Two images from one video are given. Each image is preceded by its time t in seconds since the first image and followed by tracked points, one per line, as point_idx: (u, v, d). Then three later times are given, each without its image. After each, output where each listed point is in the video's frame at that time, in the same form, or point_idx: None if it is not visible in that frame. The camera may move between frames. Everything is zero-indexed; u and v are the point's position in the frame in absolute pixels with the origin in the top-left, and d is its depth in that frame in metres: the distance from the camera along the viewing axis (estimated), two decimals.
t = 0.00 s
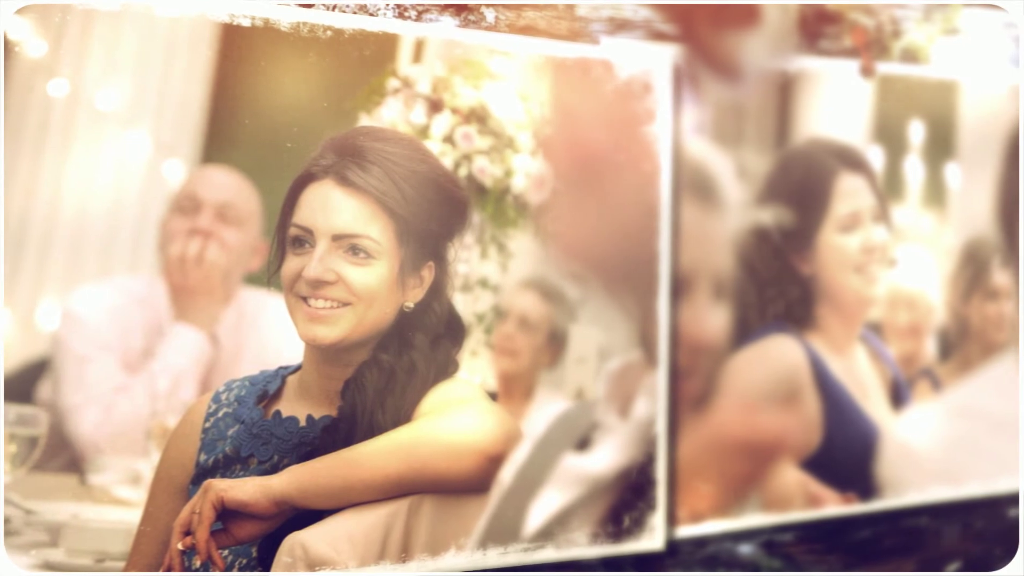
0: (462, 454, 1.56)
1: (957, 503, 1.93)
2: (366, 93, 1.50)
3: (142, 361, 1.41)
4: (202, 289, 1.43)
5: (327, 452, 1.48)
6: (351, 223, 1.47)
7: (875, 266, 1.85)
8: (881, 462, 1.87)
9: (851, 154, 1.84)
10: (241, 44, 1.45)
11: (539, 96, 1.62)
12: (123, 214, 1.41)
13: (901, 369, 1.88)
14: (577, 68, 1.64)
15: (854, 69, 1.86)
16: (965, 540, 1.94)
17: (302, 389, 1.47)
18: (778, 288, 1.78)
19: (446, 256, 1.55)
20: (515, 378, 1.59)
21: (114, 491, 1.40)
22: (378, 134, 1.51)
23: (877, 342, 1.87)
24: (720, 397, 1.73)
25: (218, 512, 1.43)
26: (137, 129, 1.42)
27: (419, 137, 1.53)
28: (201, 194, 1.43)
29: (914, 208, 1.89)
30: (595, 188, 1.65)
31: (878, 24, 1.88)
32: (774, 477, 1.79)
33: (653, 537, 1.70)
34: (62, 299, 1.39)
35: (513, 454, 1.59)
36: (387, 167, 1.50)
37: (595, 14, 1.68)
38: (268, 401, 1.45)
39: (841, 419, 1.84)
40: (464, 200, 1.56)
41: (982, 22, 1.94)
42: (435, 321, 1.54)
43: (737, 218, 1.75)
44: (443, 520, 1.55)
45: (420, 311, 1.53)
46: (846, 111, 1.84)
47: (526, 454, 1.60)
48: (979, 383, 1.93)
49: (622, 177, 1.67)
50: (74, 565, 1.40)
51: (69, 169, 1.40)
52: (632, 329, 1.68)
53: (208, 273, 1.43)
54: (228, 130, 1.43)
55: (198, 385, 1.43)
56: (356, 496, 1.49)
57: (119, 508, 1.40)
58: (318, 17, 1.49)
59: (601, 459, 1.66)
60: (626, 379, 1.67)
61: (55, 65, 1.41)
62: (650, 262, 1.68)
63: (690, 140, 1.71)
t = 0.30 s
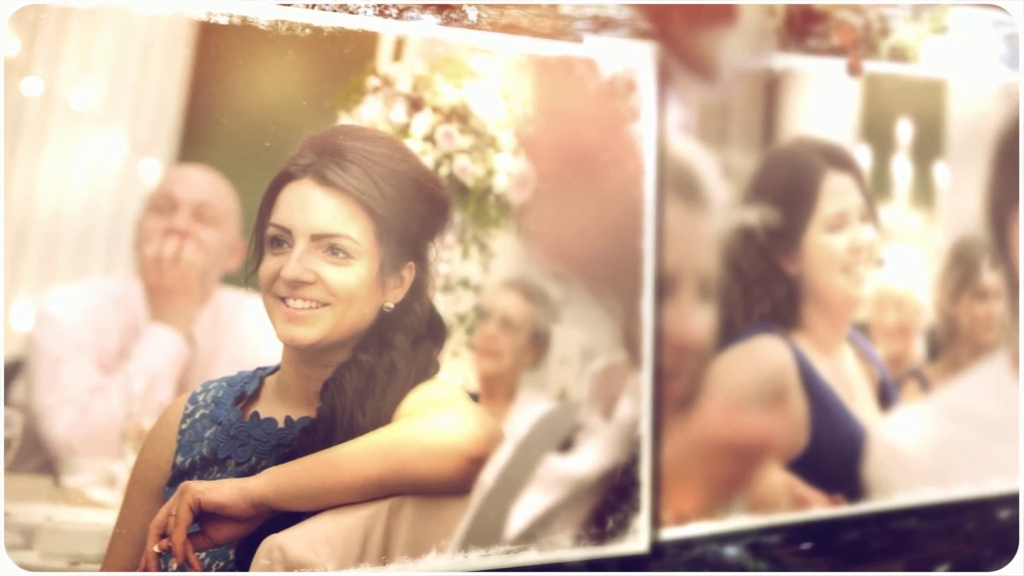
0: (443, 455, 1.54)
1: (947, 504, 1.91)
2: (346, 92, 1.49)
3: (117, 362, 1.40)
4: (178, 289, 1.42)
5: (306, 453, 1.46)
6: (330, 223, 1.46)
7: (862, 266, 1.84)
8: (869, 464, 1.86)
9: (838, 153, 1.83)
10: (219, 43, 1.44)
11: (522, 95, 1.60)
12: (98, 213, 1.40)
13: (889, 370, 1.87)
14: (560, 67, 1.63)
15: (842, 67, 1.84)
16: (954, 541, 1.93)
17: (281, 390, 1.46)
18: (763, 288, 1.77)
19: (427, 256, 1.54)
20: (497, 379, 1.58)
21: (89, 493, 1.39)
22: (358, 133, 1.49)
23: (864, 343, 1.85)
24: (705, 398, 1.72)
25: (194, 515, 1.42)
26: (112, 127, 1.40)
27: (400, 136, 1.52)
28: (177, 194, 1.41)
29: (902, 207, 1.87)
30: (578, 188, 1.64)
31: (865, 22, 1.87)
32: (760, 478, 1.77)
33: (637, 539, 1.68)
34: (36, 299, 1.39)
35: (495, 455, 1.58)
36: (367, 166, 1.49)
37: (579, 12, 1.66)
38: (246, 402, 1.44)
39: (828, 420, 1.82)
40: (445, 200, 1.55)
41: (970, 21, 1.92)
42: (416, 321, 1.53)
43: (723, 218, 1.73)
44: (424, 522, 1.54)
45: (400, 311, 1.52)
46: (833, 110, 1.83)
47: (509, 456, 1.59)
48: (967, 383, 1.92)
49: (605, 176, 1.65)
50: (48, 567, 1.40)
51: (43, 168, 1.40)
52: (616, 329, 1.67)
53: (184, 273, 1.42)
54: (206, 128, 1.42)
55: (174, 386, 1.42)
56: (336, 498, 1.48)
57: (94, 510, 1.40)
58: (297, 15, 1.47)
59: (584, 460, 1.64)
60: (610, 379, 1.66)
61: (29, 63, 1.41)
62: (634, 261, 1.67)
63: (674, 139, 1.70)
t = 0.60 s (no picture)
0: (421, 456, 1.53)
1: (933, 506, 1.90)
2: (323, 90, 1.48)
3: (90, 362, 1.39)
4: (152, 289, 1.40)
5: (282, 455, 1.45)
6: (307, 222, 1.45)
7: (847, 265, 1.83)
8: (854, 465, 1.85)
9: (823, 152, 1.81)
10: (193, 40, 1.42)
11: (502, 93, 1.59)
12: (70, 212, 1.39)
13: (875, 370, 1.86)
14: (541, 65, 1.62)
15: (827, 66, 1.83)
16: (941, 543, 1.91)
17: (256, 391, 1.44)
18: (747, 288, 1.75)
19: (405, 255, 1.52)
20: (476, 380, 1.57)
21: (62, 495, 1.38)
22: (335, 131, 1.48)
23: (849, 343, 1.84)
24: (688, 398, 1.71)
25: (169, 517, 1.41)
26: (85, 125, 1.39)
27: (377, 135, 1.50)
28: (151, 193, 1.40)
29: (887, 207, 1.86)
30: (559, 187, 1.62)
31: (851, 21, 1.86)
32: (743, 479, 1.76)
33: (619, 540, 1.67)
34: (8, 299, 1.38)
35: (474, 456, 1.57)
36: (345, 165, 1.48)
37: (561, 10, 1.65)
38: (221, 403, 1.42)
39: (813, 421, 1.81)
40: (424, 199, 1.53)
41: (957, 19, 1.91)
42: (394, 322, 1.52)
43: (705, 217, 1.72)
44: (402, 523, 1.52)
45: (378, 311, 1.50)
46: (817, 108, 1.81)
47: (488, 457, 1.58)
48: (953, 384, 1.91)
49: (586, 175, 1.64)
50: (20, 569, 1.40)
51: (15, 166, 1.39)
52: (597, 329, 1.65)
53: (158, 272, 1.40)
54: (180, 127, 1.41)
55: (148, 387, 1.41)
56: (312, 499, 1.47)
57: (66, 512, 1.39)
58: (273, 12, 1.46)
59: (565, 462, 1.63)
60: (591, 380, 1.65)
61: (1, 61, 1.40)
62: (616, 261, 1.66)
63: (657, 138, 1.69)
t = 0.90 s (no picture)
0: (399, 458, 1.52)
1: (919, 507, 1.89)
2: (299, 88, 1.46)
3: (61, 363, 1.39)
4: (124, 289, 1.39)
5: (257, 457, 1.44)
6: (282, 222, 1.44)
7: (831, 265, 1.81)
8: (838, 466, 1.84)
9: (807, 151, 1.80)
10: (167, 38, 1.42)
11: (481, 92, 1.58)
12: (42, 212, 1.39)
13: (859, 371, 1.85)
14: (520, 63, 1.61)
15: (810, 64, 1.82)
16: (926, 544, 1.90)
17: (231, 392, 1.43)
18: (729, 288, 1.74)
19: (382, 255, 1.51)
20: (454, 380, 1.55)
21: (33, 497, 1.38)
22: (311, 130, 1.47)
23: (833, 343, 1.83)
24: (670, 399, 1.69)
25: (141, 519, 1.40)
26: (57, 125, 1.39)
27: (354, 133, 1.49)
28: (124, 193, 1.40)
29: (872, 206, 1.85)
30: (539, 186, 1.61)
31: (835, 19, 1.85)
32: (726, 481, 1.75)
33: (599, 543, 1.66)
34: None
35: (453, 458, 1.55)
36: (321, 164, 1.46)
37: (541, 8, 1.64)
38: (195, 404, 1.42)
39: (796, 422, 1.80)
40: (401, 198, 1.52)
41: (942, 18, 1.90)
42: (371, 322, 1.50)
43: (687, 217, 1.71)
44: (379, 526, 1.51)
45: (354, 312, 1.49)
46: (800, 107, 1.80)
47: (467, 458, 1.56)
48: (939, 384, 1.90)
49: (566, 174, 1.63)
50: None
51: None
52: (578, 330, 1.64)
53: (130, 272, 1.39)
54: (153, 126, 1.40)
55: (120, 388, 1.40)
56: (288, 501, 1.45)
57: (38, 514, 1.39)
58: (248, 9, 1.45)
59: (545, 463, 1.62)
60: (571, 381, 1.64)
61: None
62: (596, 261, 1.64)
63: (638, 136, 1.67)
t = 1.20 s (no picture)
0: (376, 460, 1.50)
1: (904, 509, 1.88)
2: (274, 87, 1.45)
3: (32, 365, 1.38)
4: (96, 290, 1.38)
5: (231, 459, 1.43)
6: (257, 222, 1.42)
7: (814, 266, 1.80)
8: (822, 468, 1.82)
9: (791, 151, 1.79)
10: (140, 36, 1.41)
11: (459, 91, 1.57)
12: (13, 212, 1.38)
13: (843, 372, 1.83)
14: (500, 62, 1.59)
15: (793, 63, 1.81)
16: (912, 547, 1.89)
17: (205, 394, 1.42)
18: (712, 289, 1.73)
19: (359, 255, 1.50)
20: (432, 382, 1.54)
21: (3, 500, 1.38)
22: (286, 129, 1.46)
23: (817, 344, 1.82)
24: (651, 401, 1.68)
25: (113, 522, 1.39)
26: (27, 125, 1.39)
27: (331, 133, 1.48)
28: (95, 192, 1.39)
29: (856, 206, 1.84)
30: (519, 186, 1.60)
31: (819, 18, 1.83)
32: (708, 483, 1.74)
33: (580, 545, 1.64)
34: None
35: (431, 460, 1.54)
36: (296, 163, 1.45)
37: (521, 7, 1.63)
38: (168, 406, 1.41)
39: (779, 423, 1.79)
40: (379, 198, 1.51)
41: (928, 17, 1.89)
42: (348, 323, 1.49)
43: (669, 217, 1.70)
44: (356, 529, 1.50)
45: (331, 313, 1.48)
46: (784, 106, 1.79)
47: (445, 461, 1.55)
48: (924, 385, 1.89)
49: (547, 173, 1.62)
50: None
51: None
52: (558, 331, 1.63)
53: (102, 273, 1.38)
54: (126, 125, 1.40)
55: (92, 390, 1.39)
56: (263, 504, 1.44)
57: (8, 517, 1.38)
58: (222, 7, 1.44)
59: (525, 465, 1.60)
60: (551, 382, 1.62)
61: None
62: (577, 261, 1.63)
63: (619, 136, 1.66)
